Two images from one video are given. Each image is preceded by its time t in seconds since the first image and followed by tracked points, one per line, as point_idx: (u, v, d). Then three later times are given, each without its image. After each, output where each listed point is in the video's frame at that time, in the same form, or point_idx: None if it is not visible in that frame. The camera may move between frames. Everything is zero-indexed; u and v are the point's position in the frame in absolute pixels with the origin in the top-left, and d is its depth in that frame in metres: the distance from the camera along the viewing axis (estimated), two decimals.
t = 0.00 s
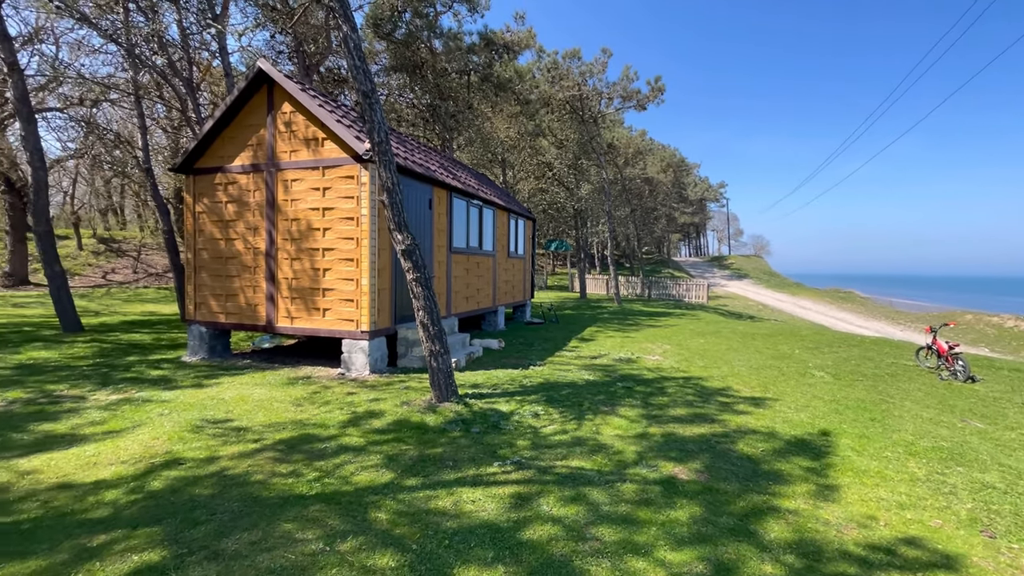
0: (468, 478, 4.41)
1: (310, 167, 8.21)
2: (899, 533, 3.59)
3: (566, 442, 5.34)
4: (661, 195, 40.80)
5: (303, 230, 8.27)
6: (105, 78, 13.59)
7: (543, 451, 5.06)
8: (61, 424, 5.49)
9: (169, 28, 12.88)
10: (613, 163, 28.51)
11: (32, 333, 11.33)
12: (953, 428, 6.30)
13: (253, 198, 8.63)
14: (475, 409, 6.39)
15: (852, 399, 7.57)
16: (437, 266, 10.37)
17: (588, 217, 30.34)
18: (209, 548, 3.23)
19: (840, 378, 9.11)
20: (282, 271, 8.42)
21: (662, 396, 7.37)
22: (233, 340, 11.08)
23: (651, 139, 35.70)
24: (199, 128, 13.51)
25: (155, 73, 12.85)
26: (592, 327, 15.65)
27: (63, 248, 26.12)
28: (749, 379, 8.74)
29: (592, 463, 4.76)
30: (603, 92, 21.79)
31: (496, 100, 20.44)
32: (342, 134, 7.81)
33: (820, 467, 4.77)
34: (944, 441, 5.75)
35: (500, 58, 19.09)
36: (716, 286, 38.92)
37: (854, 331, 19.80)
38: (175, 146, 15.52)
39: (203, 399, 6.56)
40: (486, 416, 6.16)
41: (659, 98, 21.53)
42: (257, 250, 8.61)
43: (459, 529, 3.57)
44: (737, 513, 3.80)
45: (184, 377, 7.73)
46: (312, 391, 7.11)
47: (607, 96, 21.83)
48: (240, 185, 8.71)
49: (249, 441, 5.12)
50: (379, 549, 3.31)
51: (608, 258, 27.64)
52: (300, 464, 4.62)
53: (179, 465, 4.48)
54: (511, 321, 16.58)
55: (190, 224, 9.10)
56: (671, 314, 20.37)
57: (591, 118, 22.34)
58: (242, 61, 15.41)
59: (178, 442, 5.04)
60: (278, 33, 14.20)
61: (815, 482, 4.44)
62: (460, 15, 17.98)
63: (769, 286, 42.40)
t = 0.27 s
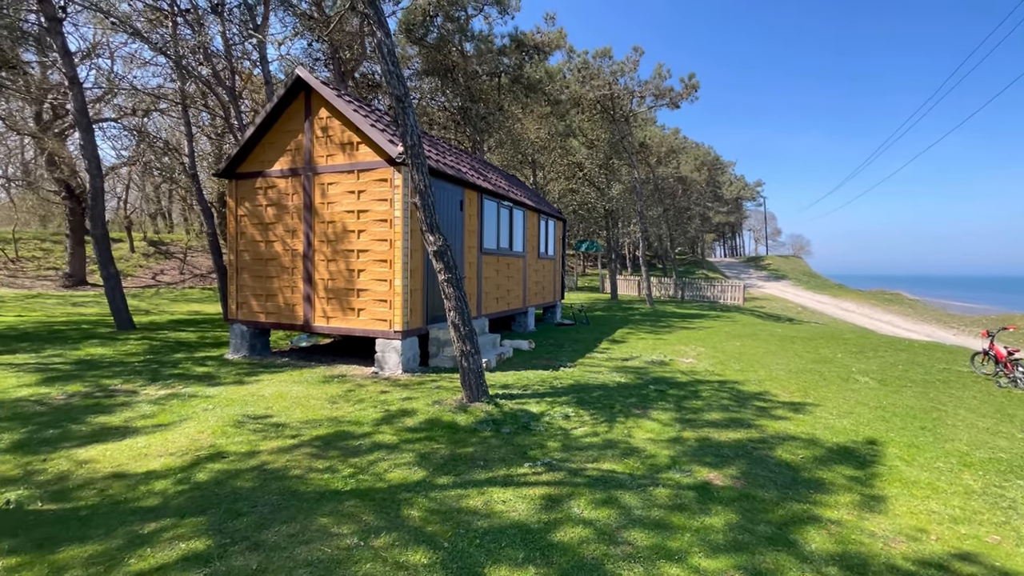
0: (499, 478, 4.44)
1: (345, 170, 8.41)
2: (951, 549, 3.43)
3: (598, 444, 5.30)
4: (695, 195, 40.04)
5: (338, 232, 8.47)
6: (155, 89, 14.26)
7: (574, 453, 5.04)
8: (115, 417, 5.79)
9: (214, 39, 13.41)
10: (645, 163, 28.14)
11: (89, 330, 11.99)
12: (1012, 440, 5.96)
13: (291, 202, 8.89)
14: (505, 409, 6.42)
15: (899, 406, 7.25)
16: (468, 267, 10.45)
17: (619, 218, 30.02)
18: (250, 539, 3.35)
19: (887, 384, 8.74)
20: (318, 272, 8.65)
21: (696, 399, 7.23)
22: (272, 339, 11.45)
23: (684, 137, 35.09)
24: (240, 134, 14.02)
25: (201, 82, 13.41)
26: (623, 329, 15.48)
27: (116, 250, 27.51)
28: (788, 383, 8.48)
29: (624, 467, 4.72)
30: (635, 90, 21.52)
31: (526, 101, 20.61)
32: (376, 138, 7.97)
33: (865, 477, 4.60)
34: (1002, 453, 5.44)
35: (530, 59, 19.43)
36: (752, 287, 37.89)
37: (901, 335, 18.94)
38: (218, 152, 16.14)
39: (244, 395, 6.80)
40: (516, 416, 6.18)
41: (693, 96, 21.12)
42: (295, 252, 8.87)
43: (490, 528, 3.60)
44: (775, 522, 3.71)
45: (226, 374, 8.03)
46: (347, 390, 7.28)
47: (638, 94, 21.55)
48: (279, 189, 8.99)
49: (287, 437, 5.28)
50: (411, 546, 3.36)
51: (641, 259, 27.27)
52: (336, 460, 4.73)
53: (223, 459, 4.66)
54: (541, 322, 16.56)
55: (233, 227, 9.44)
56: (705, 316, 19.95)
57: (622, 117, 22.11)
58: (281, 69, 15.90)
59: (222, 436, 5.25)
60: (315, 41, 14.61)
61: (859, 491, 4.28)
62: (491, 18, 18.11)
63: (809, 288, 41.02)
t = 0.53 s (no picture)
0: (529, 479, 4.44)
1: (379, 173, 8.56)
2: (1009, 567, 3.26)
3: (630, 447, 5.25)
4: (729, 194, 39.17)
5: (372, 233, 8.64)
6: (199, 97, 14.85)
7: (605, 455, 5.00)
8: (163, 411, 6.05)
9: (254, 48, 13.87)
10: (678, 161, 27.69)
11: (138, 328, 12.57)
12: None
13: (327, 205, 9.11)
14: (536, 410, 6.42)
15: (949, 414, 6.92)
16: (498, 268, 10.49)
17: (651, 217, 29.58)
18: (289, 531, 3.45)
19: (936, 390, 8.34)
20: (353, 273, 8.84)
21: (731, 403, 7.07)
22: (309, 337, 11.76)
23: (719, 135, 34.38)
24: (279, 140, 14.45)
25: (242, 90, 13.89)
26: (655, 331, 15.26)
27: (164, 252, 28.75)
28: (829, 388, 8.20)
29: (656, 470, 4.65)
30: (667, 88, 21.21)
31: (557, 101, 20.59)
32: (408, 141, 8.09)
33: (913, 487, 4.41)
34: None
35: (560, 59, 19.53)
36: (790, 289, 36.79)
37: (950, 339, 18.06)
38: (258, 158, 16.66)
39: (282, 392, 7.01)
40: (547, 417, 6.17)
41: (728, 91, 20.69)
42: (330, 253, 9.09)
43: (521, 528, 3.61)
44: (816, 532, 3.59)
45: (265, 372, 8.29)
46: (381, 388, 7.41)
47: (670, 91, 21.22)
48: (316, 192, 9.23)
49: (323, 433, 5.42)
50: (443, 543, 3.40)
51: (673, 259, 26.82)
52: (370, 457, 4.82)
53: (263, 453, 4.82)
54: (571, 322, 16.48)
55: (272, 230, 9.74)
56: (741, 317, 19.47)
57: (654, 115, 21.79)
58: (317, 76, 16.31)
59: (262, 431, 5.42)
60: (350, 47, 14.95)
61: (906, 502, 4.11)
62: (521, 19, 18.17)
63: (851, 289, 39.54)
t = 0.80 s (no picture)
0: (560, 480, 4.43)
1: (410, 175, 8.69)
2: None
3: (662, 451, 5.17)
4: (765, 192, 38.16)
5: (404, 235, 8.77)
6: (239, 105, 15.37)
7: (637, 459, 4.94)
8: (206, 406, 6.29)
9: (291, 56, 14.27)
10: (711, 160, 27.15)
11: (182, 326, 13.09)
12: None
13: (360, 206, 9.30)
14: (566, 411, 6.40)
15: (1005, 423, 6.57)
16: (528, 269, 10.50)
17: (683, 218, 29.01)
18: (324, 525, 3.53)
19: (990, 398, 7.92)
20: (385, 273, 8.99)
21: (768, 408, 6.89)
22: (343, 336, 12.02)
23: (754, 133, 33.55)
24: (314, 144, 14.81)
25: (280, 97, 14.31)
26: (688, 332, 14.99)
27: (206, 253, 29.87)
28: (872, 394, 7.89)
29: (689, 475, 4.57)
30: (699, 85, 20.79)
31: (587, 101, 20.49)
32: (439, 143, 8.18)
33: (965, 500, 4.20)
34: None
35: (590, 59, 19.54)
36: (829, 290, 35.58)
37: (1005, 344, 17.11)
38: (294, 162, 17.10)
39: (317, 390, 7.18)
40: (577, 419, 6.14)
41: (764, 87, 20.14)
42: (364, 254, 9.27)
43: (552, 530, 3.60)
44: (859, 543, 3.47)
45: (301, 369, 8.52)
46: (412, 387, 7.51)
47: (703, 88, 20.74)
48: (350, 195, 9.43)
49: (357, 431, 5.52)
50: (474, 542, 3.42)
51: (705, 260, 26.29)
52: (402, 455, 4.90)
53: (300, 448, 4.95)
54: (601, 324, 16.35)
55: (308, 231, 10.00)
56: (777, 320, 18.93)
57: (687, 114, 21.42)
58: (351, 81, 16.66)
59: (299, 427, 5.57)
60: (382, 52, 15.22)
61: (957, 515, 3.92)
62: (551, 19, 18.14)
63: (895, 291, 37.96)
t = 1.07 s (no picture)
0: (589, 482, 4.40)
1: (440, 177, 8.78)
2: None
3: (693, 455, 5.08)
4: (801, 191, 37.10)
5: (433, 236, 8.86)
6: (275, 111, 15.82)
7: (668, 463, 4.87)
8: (245, 402, 6.50)
9: (324, 62, 14.60)
10: (744, 158, 26.56)
11: (222, 325, 13.55)
12: None
13: (391, 209, 9.45)
14: (594, 413, 6.36)
15: None
16: (556, 270, 10.47)
17: (715, 218, 28.44)
18: (357, 521, 3.60)
19: None
20: (415, 274, 9.11)
21: (805, 414, 6.70)
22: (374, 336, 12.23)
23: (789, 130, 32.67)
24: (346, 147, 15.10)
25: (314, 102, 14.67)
26: (720, 335, 14.69)
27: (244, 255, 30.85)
28: (918, 401, 7.57)
29: (722, 481, 4.48)
30: (732, 82, 20.34)
31: (616, 100, 20.34)
32: (468, 146, 8.25)
33: (1022, 514, 3.99)
34: None
35: (620, 59, 19.44)
36: (870, 292, 34.31)
37: None
38: (327, 166, 17.48)
39: (350, 388, 7.33)
40: (606, 421, 6.09)
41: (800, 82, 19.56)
42: (394, 255, 9.41)
43: (581, 532, 3.58)
44: (904, 556, 3.34)
45: (334, 368, 8.71)
46: (441, 386, 7.59)
47: (736, 85, 20.27)
48: (381, 197, 9.59)
49: (388, 429, 5.62)
50: (504, 542, 3.43)
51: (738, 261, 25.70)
52: (432, 454, 4.95)
53: (333, 445, 5.06)
54: (630, 325, 16.17)
55: (340, 233, 10.22)
56: (814, 322, 18.35)
57: (719, 112, 21.01)
58: (382, 86, 16.94)
59: (332, 425, 5.70)
60: (413, 57, 15.44)
61: (1010, 530, 3.73)
62: (580, 19, 18.08)
63: (941, 293, 36.32)
